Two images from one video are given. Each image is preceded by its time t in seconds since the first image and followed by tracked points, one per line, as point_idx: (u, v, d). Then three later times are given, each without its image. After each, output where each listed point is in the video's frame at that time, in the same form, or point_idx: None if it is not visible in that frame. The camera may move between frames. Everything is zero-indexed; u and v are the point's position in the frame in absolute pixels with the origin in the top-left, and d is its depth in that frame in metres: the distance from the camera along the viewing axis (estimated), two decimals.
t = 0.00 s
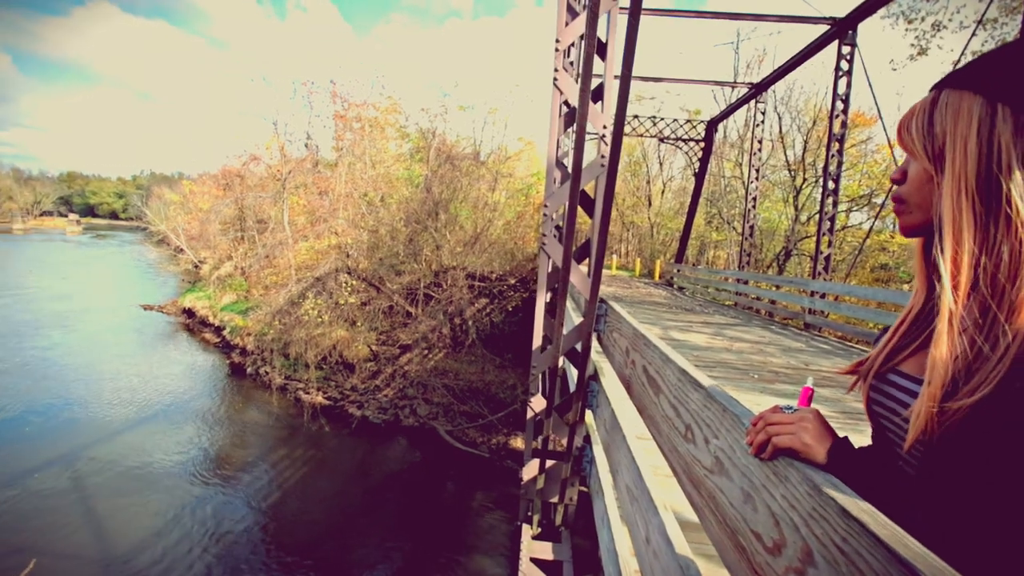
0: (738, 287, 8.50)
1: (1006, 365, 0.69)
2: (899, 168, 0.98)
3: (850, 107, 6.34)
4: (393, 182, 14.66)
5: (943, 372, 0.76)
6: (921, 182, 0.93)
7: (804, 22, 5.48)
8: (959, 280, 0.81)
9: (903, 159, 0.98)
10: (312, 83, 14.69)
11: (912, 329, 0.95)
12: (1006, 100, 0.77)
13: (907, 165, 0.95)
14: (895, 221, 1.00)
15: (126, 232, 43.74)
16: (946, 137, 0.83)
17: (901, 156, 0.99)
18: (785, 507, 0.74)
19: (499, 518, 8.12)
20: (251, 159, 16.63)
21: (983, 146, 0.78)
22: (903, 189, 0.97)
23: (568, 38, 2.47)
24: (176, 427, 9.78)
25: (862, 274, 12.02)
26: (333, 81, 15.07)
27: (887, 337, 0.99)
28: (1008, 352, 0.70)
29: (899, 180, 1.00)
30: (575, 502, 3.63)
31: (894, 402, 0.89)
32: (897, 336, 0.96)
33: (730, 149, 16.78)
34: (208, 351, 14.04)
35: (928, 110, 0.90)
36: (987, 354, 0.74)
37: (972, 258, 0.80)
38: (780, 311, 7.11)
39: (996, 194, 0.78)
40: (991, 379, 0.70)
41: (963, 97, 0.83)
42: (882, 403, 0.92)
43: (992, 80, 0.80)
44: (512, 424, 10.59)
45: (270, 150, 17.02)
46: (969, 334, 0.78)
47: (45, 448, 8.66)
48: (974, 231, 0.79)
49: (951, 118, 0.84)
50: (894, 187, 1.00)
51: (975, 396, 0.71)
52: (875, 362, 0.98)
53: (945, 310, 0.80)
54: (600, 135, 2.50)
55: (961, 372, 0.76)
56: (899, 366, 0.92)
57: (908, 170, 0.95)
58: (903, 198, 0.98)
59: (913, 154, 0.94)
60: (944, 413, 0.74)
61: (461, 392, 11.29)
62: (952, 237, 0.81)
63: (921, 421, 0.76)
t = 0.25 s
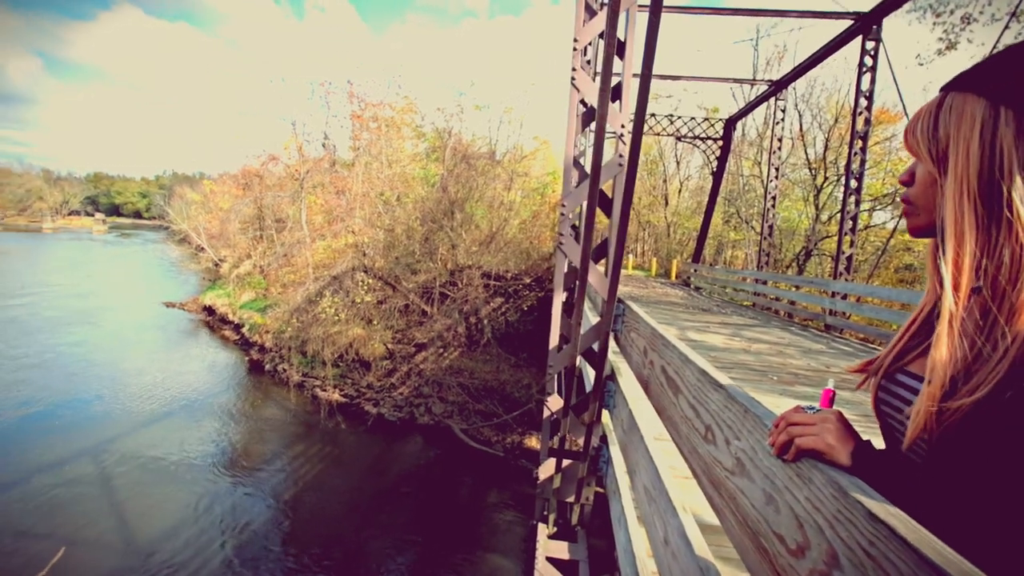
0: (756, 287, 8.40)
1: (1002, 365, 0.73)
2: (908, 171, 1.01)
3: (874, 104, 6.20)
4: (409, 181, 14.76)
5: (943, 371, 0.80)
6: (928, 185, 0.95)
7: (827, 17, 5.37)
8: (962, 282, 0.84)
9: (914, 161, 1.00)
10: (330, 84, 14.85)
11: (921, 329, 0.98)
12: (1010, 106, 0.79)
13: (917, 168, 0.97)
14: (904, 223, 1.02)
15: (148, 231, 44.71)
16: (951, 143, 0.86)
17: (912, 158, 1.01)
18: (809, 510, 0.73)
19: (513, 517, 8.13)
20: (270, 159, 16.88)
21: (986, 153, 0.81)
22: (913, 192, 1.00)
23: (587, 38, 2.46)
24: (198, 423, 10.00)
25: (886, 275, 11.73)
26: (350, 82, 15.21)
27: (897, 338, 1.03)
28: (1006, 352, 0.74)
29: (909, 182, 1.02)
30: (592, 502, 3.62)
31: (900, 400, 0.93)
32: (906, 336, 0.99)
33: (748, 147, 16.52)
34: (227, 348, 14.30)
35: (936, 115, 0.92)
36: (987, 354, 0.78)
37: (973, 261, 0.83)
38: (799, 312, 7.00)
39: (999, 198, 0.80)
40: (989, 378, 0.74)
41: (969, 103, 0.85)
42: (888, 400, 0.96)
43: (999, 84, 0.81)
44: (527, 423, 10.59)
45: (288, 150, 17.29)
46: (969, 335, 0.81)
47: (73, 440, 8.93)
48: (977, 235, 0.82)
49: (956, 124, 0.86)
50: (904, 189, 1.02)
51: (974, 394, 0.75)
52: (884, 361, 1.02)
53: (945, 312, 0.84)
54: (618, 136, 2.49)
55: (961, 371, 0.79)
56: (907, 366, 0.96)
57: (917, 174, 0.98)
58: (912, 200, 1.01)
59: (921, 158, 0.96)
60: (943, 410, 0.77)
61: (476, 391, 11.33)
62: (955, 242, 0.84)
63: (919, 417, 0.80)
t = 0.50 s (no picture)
0: (776, 287, 8.25)
1: (1013, 370, 0.71)
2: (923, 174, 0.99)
3: (901, 100, 6.03)
4: (426, 180, 14.86)
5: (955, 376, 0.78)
6: (943, 189, 0.93)
7: (853, 10, 5.24)
8: (971, 286, 0.82)
9: (928, 164, 0.98)
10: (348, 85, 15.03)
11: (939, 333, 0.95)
12: None
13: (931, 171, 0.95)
14: (919, 226, 1.00)
15: (173, 229, 45.85)
16: (963, 146, 0.84)
17: (927, 160, 0.99)
18: (832, 514, 0.73)
19: (529, 516, 8.14)
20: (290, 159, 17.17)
21: (997, 155, 0.78)
22: (927, 195, 0.98)
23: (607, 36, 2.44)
24: (220, 418, 10.25)
25: (913, 276, 11.41)
26: (368, 82, 15.37)
27: (914, 341, 1.01)
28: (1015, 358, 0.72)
29: (926, 185, 1.00)
30: (608, 502, 3.60)
31: (917, 404, 0.91)
32: (923, 340, 0.98)
33: (769, 145, 16.24)
34: (248, 344, 14.60)
35: (949, 117, 0.90)
36: (997, 359, 0.76)
37: (986, 265, 0.80)
38: (821, 313, 6.86)
39: (1010, 201, 0.78)
40: (1000, 384, 0.72)
41: (980, 105, 0.83)
42: (904, 403, 0.95)
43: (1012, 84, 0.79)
44: (543, 422, 10.59)
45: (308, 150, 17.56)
46: (982, 339, 0.80)
47: (101, 432, 9.22)
48: (988, 239, 0.80)
49: (968, 126, 0.84)
50: (920, 193, 1.00)
51: (982, 401, 0.73)
52: (901, 364, 1.00)
53: (956, 317, 0.82)
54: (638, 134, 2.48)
55: (973, 376, 0.77)
56: (925, 370, 0.94)
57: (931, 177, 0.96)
58: (927, 203, 0.99)
59: (935, 160, 0.94)
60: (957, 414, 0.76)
61: (492, 390, 11.36)
62: (965, 245, 0.82)
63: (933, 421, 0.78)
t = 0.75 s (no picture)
0: (804, 287, 8.05)
1: None
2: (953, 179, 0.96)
3: (938, 93, 5.81)
4: (448, 180, 14.98)
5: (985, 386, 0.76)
6: (973, 194, 0.90)
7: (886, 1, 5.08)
8: (1003, 293, 0.80)
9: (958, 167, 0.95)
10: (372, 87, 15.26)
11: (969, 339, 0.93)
12: None
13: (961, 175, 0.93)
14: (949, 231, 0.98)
15: (203, 230, 47.33)
16: (994, 151, 0.81)
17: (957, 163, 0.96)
18: (859, 524, 0.72)
19: (551, 517, 8.15)
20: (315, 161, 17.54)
21: None
22: (957, 200, 0.95)
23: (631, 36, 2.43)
24: (249, 414, 10.55)
25: (951, 275, 10.98)
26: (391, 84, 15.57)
27: (943, 348, 0.98)
28: None
29: (955, 190, 0.97)
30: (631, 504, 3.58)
31: (945, 412, 0.89)
32: (953, 347, 0.95)
33: (797, 141, 15.84)
34: (275, 343, 14.98)
35: (981, 120, 0.87)
36: None
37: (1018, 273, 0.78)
38: (852, 314, 6.67)
39: None
40: None
41: (1013, 109, 0.80)
42: (933, 411, 0.93)
43: None
44: (565, 422, 10.57)
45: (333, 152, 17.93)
46: (1012, 348, 0.78)
47: (138, 426, 9.59)
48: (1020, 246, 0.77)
49: (1000, 131, 0.81)
50: (950, 197, 0.97)
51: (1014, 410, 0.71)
52: (929, 371, 0.98)
53: (987, 324, 0.80)
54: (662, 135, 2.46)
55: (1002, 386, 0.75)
56: (955, 378, 0.92)
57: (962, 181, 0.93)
58: (958, 207, 0.96)
59: (964, 164, 0.91)
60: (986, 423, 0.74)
61: (514, 389, 11.39)
62: (996, 251, 0.80)
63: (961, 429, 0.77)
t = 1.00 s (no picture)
0: (841, 286, 7.76)
1: None
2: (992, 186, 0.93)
3: (986, 80, 5.52)
4: (474, 183, 15.07)
5: None
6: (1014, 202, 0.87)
7: None
8: None
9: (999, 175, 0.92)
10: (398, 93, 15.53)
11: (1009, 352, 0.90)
12: None
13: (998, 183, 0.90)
14: (988, 240, 0.94)
15: (238, 236, 49.01)
16: None
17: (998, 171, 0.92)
18: (891, 539, 0.70)
19: (580, 519, 8.10)
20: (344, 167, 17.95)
21: None
22: (996, 209, 0.92)
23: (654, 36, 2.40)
24: (283, 415, 10.85)
25: (1003, 272, 10.38)
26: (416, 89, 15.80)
27: (981, 359, 0.95)
28: None
29: (994, 199, 0.94)
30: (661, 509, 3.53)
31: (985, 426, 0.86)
32: (994, 358, 0.91)
33: (832, 135, 15.31)
34: (307, 345, 15.39)
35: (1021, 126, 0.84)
36: None
37: None
38: (893, 314, 6.39)
39: None
40: None
41: None
42: (971, 423, 0.91)
43: None
44: (594, 424, 10.49)
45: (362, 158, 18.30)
46: None
47: (179, 425, 9.99)
48: None
49: None
50: (988, 205, 0.94)
51: None
52: (966, 382, 0.95)
53: None
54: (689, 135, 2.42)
55: None
56: (995, 390, 0.89)
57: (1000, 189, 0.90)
58: (997, 216, 0.92)
59: (1003, 172, 0.88)
60: None
61: (542, 391, 11.38)
62: None
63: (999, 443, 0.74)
